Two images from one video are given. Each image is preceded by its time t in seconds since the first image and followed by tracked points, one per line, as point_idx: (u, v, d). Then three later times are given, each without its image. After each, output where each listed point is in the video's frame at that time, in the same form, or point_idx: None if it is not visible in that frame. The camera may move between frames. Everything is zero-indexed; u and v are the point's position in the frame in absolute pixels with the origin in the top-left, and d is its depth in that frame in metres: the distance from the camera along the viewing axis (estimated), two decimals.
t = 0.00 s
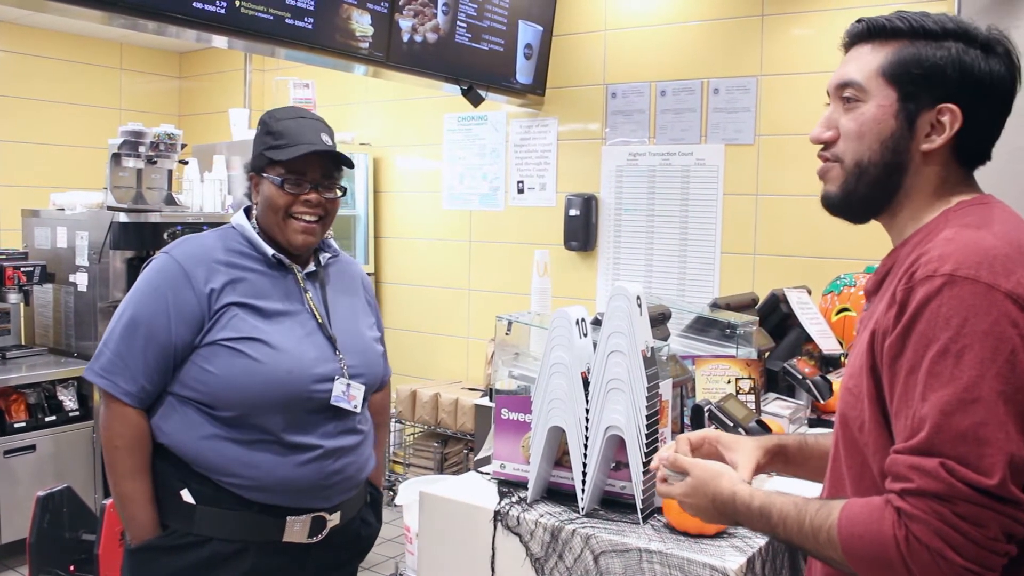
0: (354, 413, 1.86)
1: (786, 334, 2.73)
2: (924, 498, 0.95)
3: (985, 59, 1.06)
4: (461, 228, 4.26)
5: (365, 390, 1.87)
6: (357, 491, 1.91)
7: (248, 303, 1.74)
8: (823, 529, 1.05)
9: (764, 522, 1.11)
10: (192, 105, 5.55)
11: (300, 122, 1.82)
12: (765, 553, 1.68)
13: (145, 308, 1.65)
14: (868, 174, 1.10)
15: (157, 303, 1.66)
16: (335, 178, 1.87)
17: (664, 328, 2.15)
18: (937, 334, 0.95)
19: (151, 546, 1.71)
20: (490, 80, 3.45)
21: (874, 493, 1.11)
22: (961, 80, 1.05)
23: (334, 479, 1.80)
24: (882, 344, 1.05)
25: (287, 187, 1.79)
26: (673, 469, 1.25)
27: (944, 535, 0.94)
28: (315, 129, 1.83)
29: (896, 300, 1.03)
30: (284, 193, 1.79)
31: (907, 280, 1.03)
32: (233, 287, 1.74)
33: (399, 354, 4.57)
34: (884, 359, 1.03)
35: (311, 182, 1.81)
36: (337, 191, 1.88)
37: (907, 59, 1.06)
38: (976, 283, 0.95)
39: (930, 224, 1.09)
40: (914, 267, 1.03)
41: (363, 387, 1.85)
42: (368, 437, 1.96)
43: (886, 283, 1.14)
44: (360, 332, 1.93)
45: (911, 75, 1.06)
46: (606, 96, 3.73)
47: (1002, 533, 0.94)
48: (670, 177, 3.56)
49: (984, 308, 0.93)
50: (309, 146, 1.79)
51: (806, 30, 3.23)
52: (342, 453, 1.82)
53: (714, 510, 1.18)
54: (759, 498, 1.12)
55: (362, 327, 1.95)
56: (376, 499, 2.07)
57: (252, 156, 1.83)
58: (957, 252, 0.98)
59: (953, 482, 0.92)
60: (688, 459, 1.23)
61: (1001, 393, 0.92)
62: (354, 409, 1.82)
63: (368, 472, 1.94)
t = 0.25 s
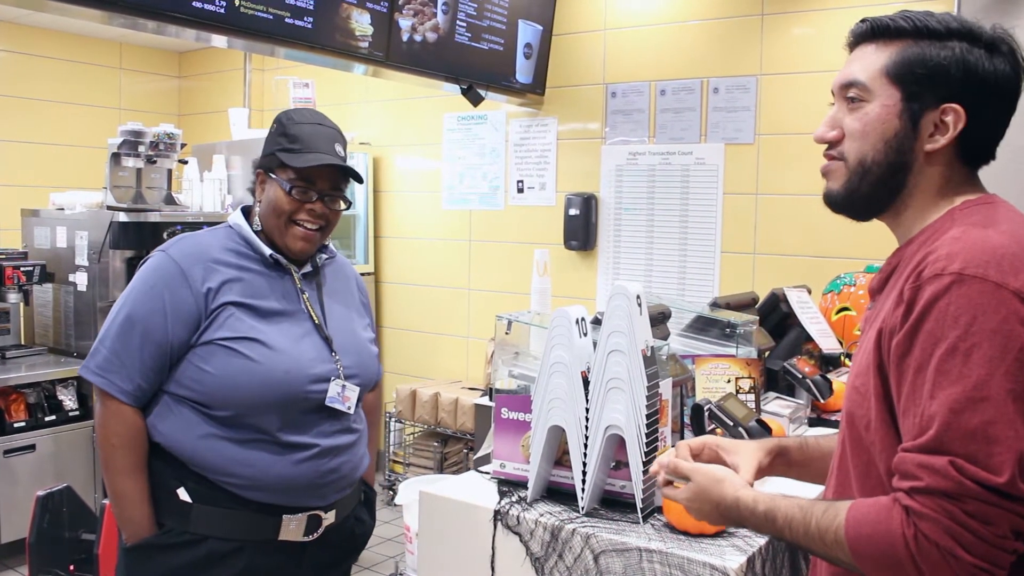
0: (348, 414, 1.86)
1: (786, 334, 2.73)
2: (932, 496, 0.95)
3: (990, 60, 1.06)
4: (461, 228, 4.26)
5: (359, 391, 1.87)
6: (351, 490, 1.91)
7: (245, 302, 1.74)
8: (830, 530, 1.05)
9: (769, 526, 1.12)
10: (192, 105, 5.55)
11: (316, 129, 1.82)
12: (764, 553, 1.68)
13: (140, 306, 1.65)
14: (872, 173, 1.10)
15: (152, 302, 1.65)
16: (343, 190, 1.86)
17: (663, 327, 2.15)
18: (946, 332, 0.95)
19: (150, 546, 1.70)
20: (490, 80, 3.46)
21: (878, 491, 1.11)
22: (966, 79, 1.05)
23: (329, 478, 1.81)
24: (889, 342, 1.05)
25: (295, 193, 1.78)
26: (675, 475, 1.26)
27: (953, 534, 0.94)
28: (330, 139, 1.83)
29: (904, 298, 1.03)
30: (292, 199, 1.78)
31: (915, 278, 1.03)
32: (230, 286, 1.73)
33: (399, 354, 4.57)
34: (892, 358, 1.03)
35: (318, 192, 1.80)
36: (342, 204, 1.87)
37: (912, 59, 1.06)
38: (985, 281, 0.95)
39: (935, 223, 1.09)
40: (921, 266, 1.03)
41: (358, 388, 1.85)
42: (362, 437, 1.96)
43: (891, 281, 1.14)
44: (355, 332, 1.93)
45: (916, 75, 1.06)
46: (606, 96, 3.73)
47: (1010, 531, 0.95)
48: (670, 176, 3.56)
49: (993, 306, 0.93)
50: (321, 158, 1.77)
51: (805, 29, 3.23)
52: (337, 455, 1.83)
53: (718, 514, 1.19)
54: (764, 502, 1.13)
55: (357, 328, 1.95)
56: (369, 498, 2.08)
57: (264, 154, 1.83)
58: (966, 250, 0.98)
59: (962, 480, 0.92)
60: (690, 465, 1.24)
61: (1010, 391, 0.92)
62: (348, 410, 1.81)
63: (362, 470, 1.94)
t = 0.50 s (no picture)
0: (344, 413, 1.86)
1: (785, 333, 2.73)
2: (937, 498, 0.95)
3: (993, 57, 1.06)
4: (460, 228, 4.26)
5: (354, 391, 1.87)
6: (347, 489, 1.92)
7: (241, 300, 1.74)
8: (831, 531, 1.05)
9: (767, 526, 1.12)
10: (191, 105, 5.55)
11: (323, 128, 1.85)
12: (762, 552, 1.68)
13: (137, 304, 1.65)
14: (879, 172, 1.10)
15: (149, 300, 1.66)
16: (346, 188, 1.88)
17: (663, 327, 2.15)
18: (952, 335, 0.95)
19: (147, 545, 1.70)
20: (489, 80, 3.46)
21: (879, 492, 1.11)
22: (971, 78, 1.05)
23: (325, 477, 1.81)
24: (894, 343, 1.05)
25: (302, 185, 1.80)
26: (659, 482, 1.25)
27: (957, 536, 0.94)
28: (336, 137, 1.85)
29: (909, 299, 1.03)
30: (298, 191, 1.79)
31: (920, 279, 1.03)
32: (226, 284, 1.73)
33: (398, 353, 4.56)
34: (897, 359, 1.03)
35: (324, 186, 1.82)
36: (343, 202, 1.89)
37: (916, 58, 1.06)
38: (990, 284, 0.95)
39: (939, 223, 1.09)
40: (926, 267, 1.03)
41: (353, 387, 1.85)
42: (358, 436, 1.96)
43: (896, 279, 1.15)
44: (351, 331, 1.93)
45: (921, 74, 1.06)
46: (605, 95, 3.73)
47: (1014, 533, 0.95)
48: (669, 176, 3.56)
49: (999, 309, 0.93)
50: (329, 150, 1.80)
51: (804, 29, 3.23)
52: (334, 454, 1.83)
53: (711, 517, 1.18)
54: (761, 504, 1.13)
55: (353, 326, 1.95)
56: (366, 497, 2.09)
57: (268, 149, 1.84)
58: (971, 253, 0.98)
59: (969, 482, 0.92)
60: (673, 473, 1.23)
61: (1016, 395, 0.92)
62: (343, 409, 1.82)
63: (359, 469, 1.95)
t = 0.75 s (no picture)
0: (342, 408, 1.86)
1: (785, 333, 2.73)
2: (942, 504, 0.95)
3: (992, 53, 1.05)
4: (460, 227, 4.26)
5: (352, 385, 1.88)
6: (346, 488, 1.92)
7: (235, 295, 1.73)
8: (836, 533, 1.05)
9: (769, 525, 1.12)
10: (190, 104, 5.55)
11: (322, 128, 1.86)
12: (762, 551, 1.68)
13: (130, 303, 1.65)
14: (888, 177, 1.10)
15: (144, 299, 1.66)
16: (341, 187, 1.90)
17: (662, 326, 2.15)
18: (961, 340, 0.95)
19: (146, 544, 1.70)
20: (488, 79, 3.46)
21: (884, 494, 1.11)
22: (971, 75, 1.04)
23: (324, 474, 1.81)
24: (902, 346, 1.04)
25: (299, 183, 1.80)
26: (660, 478, 1.26)
27: (963, 542, 0.94)
28: (334, 137, 1.86)
29: (918, 303, 1.02)
30: (295, 188, 1.80)
31: (929, 283, 1.02)
32: (219, 281, 1.73)
33: (398, 353, 4.56)
34: (904, 362, 1.02)
35: (320, 183, 1.84)
36: (338, 200, 1.90)
37: (914, 60, 1.06)
38: (1000, 290, 0.94)
39: (952, 222, 1.09)
40: (935, 272, 1.02)
41: (350, 381, 1.85)
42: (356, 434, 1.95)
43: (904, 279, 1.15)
44: (346, 326, 1.94)
45: (920, 76, 1.05)
46: (605, 95, 3.73)
47: (1019, 539, 0.95)
48: (668, 175, 3.56)
49: (1009, 316, 0.93)
50: (326, 148, 1.82)
51: (803, 29, 3.23)
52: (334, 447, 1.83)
53: (712, 514, 1.19)
54: (764, 503, 1.13)
55: (348, 322, 1.96)
56: (367, 497, 2.10)
57: (264, 149, 1.84)
58: (980, 258, 0.97)
59: (975, 489, 0.93)
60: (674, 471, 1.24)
61: None
62: (340, 403, 1.82)
63: (358, 466, 1.95)
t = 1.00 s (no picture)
0: (340, 404, 1.87)
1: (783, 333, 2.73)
2: (950, 512, 0.95)
3: (928, 48, 1.05)
4: (460, 227, 4.26)
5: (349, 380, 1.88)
6: (346, 487, 1.92)
7: (230, 293, 1.74)
8: (842, 536, 1.05)
9: (775, 524, 1.12)
10: (190, 103, 5.55)
11: (316, 129, 1.86)
12: (761, 552, 1.68)
13: (126, 303, 1.65)
14: (889, 208, 1.08)
15: (138, 300, 1.66)
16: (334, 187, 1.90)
17: (661, 326, 2.15)
18: (974, 348, 0.93)
19: (145, 543, 1.71)
20: (488, 79, 3.45)
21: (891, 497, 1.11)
22: (917, 80, 1.03)
23: (323, 473, 1.81)
24: (913, 352, 1.03)
25: (290, 183, 1.81)
26: (668, 474, 1.25)
27: (971, 551, 0.94)
28: (327, 138, 1.87)
29: (930, 308, 1.01)
30: (286, 189, 1.80)
31: (942, 287, 1.00)
32: (215, 279, 1.73)
33: (397, 353, 4.56)
34: (915, 368, 1.01)
35: (313, 184, 1.84)
36: (332, 200, 1.90)
37: (858, 92, 1.07)
38: (1016, 297, 0.92)
39: (958, 228, 1.07)
40: (949, 276, 1.00)
41: (348, 377, 1.86)
42: (356, 430, 1.96)
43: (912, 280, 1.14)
44: (343, 323, 1.94)
45: (869, 103, 1.06)
46: (604, 95, 3.73)
47: None
48: (668, 175, 3.56)
49: None
50: (319, 149, 1.82)
51: (802, 29, 3.23)
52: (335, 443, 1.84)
53: (717, 512, 1.18)
54: (771, 500, 1.13)
55: (344, 319, 1.96)
56: (368, 496, 2.10)
57: (259, 147, 1.85)
58: (996, 263, 0.95)
59: (983, 498, 0.92)
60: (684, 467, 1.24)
61: None
62: (338, 398, 1.83)
63: (358, 465, 1.96)
